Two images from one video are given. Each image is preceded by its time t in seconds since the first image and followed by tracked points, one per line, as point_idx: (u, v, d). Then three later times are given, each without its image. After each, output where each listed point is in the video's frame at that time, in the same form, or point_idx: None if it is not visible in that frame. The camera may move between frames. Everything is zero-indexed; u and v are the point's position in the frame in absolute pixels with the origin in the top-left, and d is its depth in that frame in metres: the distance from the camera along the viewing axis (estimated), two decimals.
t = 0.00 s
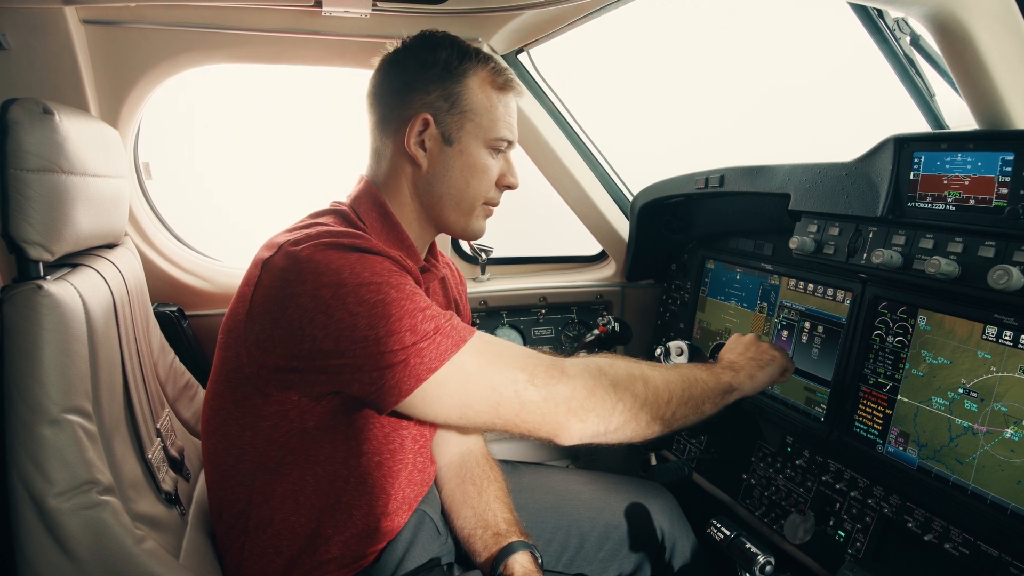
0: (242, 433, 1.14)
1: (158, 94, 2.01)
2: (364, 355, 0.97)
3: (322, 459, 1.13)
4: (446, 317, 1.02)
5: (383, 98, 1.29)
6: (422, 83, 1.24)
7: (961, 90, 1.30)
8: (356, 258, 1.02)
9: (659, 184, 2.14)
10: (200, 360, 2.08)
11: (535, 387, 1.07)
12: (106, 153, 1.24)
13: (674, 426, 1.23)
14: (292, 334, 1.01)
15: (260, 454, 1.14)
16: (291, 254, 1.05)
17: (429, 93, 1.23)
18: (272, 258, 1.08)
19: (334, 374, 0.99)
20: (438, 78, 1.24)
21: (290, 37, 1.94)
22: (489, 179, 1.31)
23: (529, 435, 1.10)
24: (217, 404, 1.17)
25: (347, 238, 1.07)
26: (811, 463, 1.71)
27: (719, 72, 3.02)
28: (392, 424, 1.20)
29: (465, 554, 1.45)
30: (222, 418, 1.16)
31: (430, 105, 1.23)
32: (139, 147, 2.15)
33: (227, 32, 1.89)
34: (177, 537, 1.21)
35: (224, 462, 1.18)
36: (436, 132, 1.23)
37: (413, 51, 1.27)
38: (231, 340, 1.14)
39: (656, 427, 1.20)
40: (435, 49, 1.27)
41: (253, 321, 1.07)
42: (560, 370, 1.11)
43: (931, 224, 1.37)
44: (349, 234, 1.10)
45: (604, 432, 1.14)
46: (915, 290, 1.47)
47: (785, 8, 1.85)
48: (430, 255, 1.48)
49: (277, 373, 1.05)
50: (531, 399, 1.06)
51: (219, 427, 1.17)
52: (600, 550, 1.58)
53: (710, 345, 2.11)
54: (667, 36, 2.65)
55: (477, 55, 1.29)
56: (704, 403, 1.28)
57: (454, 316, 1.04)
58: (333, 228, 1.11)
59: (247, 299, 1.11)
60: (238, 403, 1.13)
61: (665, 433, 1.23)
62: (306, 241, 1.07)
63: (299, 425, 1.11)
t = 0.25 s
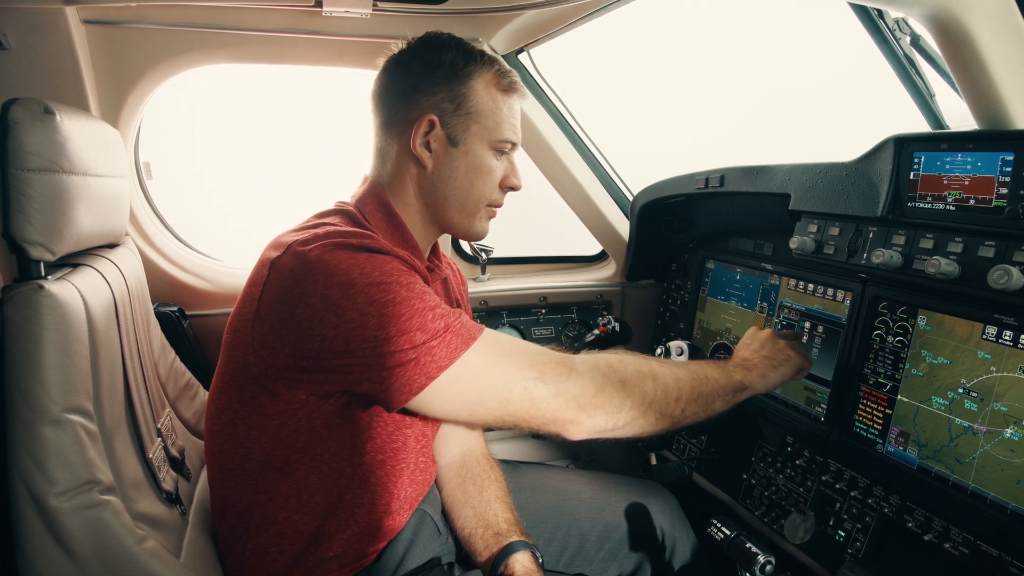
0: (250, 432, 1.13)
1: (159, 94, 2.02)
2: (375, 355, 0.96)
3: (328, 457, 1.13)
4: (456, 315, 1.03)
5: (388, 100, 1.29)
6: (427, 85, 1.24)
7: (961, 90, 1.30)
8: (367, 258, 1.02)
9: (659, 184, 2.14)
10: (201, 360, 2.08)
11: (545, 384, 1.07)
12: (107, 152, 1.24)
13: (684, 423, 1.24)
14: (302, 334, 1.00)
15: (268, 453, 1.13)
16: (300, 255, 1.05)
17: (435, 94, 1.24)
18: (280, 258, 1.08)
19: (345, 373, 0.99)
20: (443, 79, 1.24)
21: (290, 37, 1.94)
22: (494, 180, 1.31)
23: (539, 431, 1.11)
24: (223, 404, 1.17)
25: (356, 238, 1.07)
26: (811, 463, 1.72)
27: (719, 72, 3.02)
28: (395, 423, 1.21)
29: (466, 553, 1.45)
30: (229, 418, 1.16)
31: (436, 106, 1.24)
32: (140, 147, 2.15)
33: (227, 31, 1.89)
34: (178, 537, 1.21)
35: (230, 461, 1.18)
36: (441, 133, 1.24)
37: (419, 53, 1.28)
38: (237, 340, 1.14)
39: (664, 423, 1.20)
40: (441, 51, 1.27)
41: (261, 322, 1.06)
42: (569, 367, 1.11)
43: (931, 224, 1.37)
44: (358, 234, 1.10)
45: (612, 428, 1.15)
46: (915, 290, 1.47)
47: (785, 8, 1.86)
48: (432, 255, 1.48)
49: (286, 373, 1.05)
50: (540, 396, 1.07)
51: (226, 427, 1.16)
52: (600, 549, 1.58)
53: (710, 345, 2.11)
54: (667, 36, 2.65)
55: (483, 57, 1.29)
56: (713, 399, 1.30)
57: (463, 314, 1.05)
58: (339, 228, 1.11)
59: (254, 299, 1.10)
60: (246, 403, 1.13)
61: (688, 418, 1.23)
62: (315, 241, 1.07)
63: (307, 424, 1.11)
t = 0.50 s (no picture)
0: (242, 434, 1.14)
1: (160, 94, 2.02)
2: (363, 360, 0.97)
3: (321, 462, 1.13)
4: (446, 323, 1.02)
5: (385, 100, 1.30)
6: (424, 84, 1.24)
7: (961, 90, 1.30)
8: (358, 262, 1.02)
9: (660, 184, 2.14)
10: (201, 360, 2.08)
11: (534, 397, 1.06)
12: (108, 152, 1.24)
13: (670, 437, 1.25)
14: (293, 336, 1.01)
15: (260, 456, 1.14)
16: (292, 256, 1.05)
17: (431, 93, 1.24)
18: (274, 259, 1.09)
19: (335, 376, 1.00)
20: (441, 79, 1.24)
21: (290, 37, 1.94)
22: (491, 179, 1.31)
23: (527, 442, 1.10)
24: (217, 405, 1.17)
25: (348, 241, 1.08)
26: (811, 463, 1.72)
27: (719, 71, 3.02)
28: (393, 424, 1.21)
29: (466, 553, 1.45)
30: (223, 419, 1.16)
31: (432, 105, 1.24)
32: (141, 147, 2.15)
33: (228, 31, 1.89)
34: (179, 536, 1.21)
35: (224, 462, 1.18)
36: (438, 132, 1.24)
37: (416, 52, 1.28)
38: (231, 340, 1.14)
39: (652, 436, 1.21)
40: (437, 50, 1.27)
41: (254, 322, 1.07)
42: (558, 380, 1.11)
43: (932, 224, 1.38)
44: (352, 236, 1.10)
45: (600, 441, 1.15)
46: (915, 290, 1.47)
47: (785, 9, 1.86)
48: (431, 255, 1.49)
49: (277, 374, 1.06)
50: (528, 408, 1.06)
51: (220, 428, 1.17)
52: (601, 549, 1.58)
53: (710, 345, 2.12)
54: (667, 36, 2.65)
55: (479, 56, 1.29)
56: (703, 413, 1.30)
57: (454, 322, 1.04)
58: (334, 229, 1.12)
59: (248, 299, 1.11)
60: (238, 404, 1.13)
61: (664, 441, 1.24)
62: (308, 243, 1.08)
63: (300, 427, 1.11)
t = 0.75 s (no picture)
0: (234, 434, 1.14)
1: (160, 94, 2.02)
2: (350, 361, 0.98)
3: (314, 462, 1.13)
4: (435, 327, 1.02)
5: (376, 98, 1.30)
6: (414, 81, 1.24)
7: (961, 90, 1.30)
8: (347, 263, 1.02)
9: (659, 184, 2.14)
10: (201, 359, 2.08)
11: (522, 405, 1.07)
12: (109, 152, 1.24)
13: (662, 458, 1.24)
14: (282, 336, 1.02)
15: (252, 457, 1.14)
16: (282, 255, 1.05)
17: (421, 90, 1.24)
18: (265, 258, 1.09)
19: (323, 377, 1.00)
20: (431, 75, 1.24)
21: (291, 37, 1.94)
22: (484, 175, 1.31)
23: (511, 450, 1.10)
24: (210, 405, 1.18)
25: (338, 241, 1.07)
26: (811, 463, 1.72)
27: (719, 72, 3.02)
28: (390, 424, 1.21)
29: (466, 552, 1.45)
30: (215, 419, 1.17)
31: (423, 102, 1.24)
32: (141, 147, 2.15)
33: (228, 31, 1.89)
34: (180, 536, 1.21)
35: (217, 462, 1.19)
36: (430, 129, 1.24)
37: (406, 50, 1.28)
38: (224, 340, 1.15)
39: (641, 455, 1.20)
40: (426, 47, 1.27)
41: (245, 322, 1.08)
42: (548, 390, 1.11)
43: (932, 224, 1.38)
44: (343, 235, 1.10)
45: (587, 454, 1.15)
46: (915, 290, 1.47)
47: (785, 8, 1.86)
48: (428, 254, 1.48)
49: (267, 374, 1.07)
50: (515, 416, 1.06)
51: (212, 428, 1.17)
52: (601, 549, 1.58)
53: (710, 345, 2.12)
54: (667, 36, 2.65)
55: (469, 52, 1.29)
56: (699, 436, 1.29)
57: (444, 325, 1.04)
58: (326, 229, 1.12)
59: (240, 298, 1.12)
60: (230, 404, 1.14)
61: (655, 464, 1.24)
62: (298, 242, 1.08)
63: (291, 428, 1.11)
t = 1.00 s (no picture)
0: (238, 433, 1.15)
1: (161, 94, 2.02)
2: (357, 358, 0.98)
3: (319, 460, 1.14)
4: (441, 322, 1.02)
5: (377, 98, 1.30)
6: (416, 81, 1.25)
7: (960, 90, 1.30)
8: (352, 260, 1.03)
9: (659, 184, 2.15)
10: (202, 359, 2.08)
11: (529, 397, 1.06)
12: (109, 152, 1.24)
13: (671, 439, 1.23)
14: (288, 335, 1.02)
15: (257, 456, 1.14)
16: (286, 255, 1.06)
17: (423, 90, 1.24)
18: (268, 258, 1.09)
19: (330, 375, 1.00)
20: (432, 75, 1.24)
21: (291, 37, 1.94)
22: (485, 176, 1.31)
23: (521, 443, 1.10)
24: (214, 405, 1.18)
25: (343, 240, 1.08)
26: (811, 462, 1.72)
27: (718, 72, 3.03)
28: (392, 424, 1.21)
29: (466, 552, 1.46)
30: (218, 419, 1.17)
31: (425, 102, 1.24)
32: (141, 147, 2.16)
33: (228, 31, 1.89)
34: (180, 535, 1.22)
35: (221, 462, 1.19)
36: (431, 129, 1.24)
37: (407, 50, 1.28)
38: (227, 340, 1.14)
39: (651, 440, 1.20)
40: (427, 47, 1.27)
41: (249, 322, 1.08)
42: (554, 379, 1.11)
43: (931, 224, 1.38)
44: (347, 234, 1.11)
45: (597, 444, 1.15)
46: (915, 290, 1.47)
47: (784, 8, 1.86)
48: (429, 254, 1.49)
49: (273, 373, 1.07)
50: (522, 408, 1.06)
51: (216, 427, 1.17)
52: (601, 548, 1.58)
53: (710, 345, 2.12)
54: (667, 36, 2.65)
55: (470, 52, 1.30)
56: (705, 416, 1.27)
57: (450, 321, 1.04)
58: (330, 228, 1.12)
59: (243, 299, 1.12)
60: (234, 404, 1.14)
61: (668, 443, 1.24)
62: (301, 242, 1.08)
63: (295, 427, 1.12)
